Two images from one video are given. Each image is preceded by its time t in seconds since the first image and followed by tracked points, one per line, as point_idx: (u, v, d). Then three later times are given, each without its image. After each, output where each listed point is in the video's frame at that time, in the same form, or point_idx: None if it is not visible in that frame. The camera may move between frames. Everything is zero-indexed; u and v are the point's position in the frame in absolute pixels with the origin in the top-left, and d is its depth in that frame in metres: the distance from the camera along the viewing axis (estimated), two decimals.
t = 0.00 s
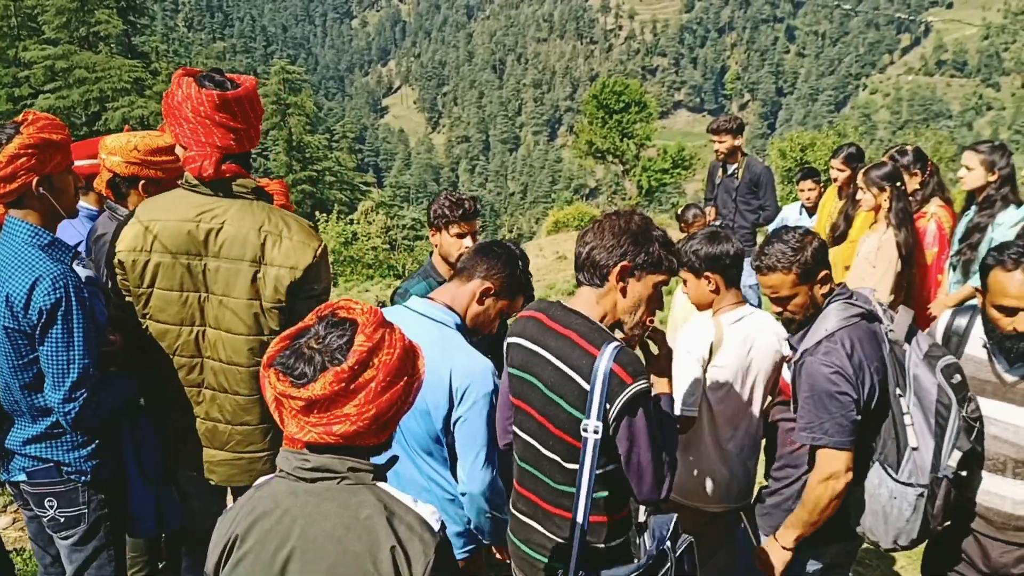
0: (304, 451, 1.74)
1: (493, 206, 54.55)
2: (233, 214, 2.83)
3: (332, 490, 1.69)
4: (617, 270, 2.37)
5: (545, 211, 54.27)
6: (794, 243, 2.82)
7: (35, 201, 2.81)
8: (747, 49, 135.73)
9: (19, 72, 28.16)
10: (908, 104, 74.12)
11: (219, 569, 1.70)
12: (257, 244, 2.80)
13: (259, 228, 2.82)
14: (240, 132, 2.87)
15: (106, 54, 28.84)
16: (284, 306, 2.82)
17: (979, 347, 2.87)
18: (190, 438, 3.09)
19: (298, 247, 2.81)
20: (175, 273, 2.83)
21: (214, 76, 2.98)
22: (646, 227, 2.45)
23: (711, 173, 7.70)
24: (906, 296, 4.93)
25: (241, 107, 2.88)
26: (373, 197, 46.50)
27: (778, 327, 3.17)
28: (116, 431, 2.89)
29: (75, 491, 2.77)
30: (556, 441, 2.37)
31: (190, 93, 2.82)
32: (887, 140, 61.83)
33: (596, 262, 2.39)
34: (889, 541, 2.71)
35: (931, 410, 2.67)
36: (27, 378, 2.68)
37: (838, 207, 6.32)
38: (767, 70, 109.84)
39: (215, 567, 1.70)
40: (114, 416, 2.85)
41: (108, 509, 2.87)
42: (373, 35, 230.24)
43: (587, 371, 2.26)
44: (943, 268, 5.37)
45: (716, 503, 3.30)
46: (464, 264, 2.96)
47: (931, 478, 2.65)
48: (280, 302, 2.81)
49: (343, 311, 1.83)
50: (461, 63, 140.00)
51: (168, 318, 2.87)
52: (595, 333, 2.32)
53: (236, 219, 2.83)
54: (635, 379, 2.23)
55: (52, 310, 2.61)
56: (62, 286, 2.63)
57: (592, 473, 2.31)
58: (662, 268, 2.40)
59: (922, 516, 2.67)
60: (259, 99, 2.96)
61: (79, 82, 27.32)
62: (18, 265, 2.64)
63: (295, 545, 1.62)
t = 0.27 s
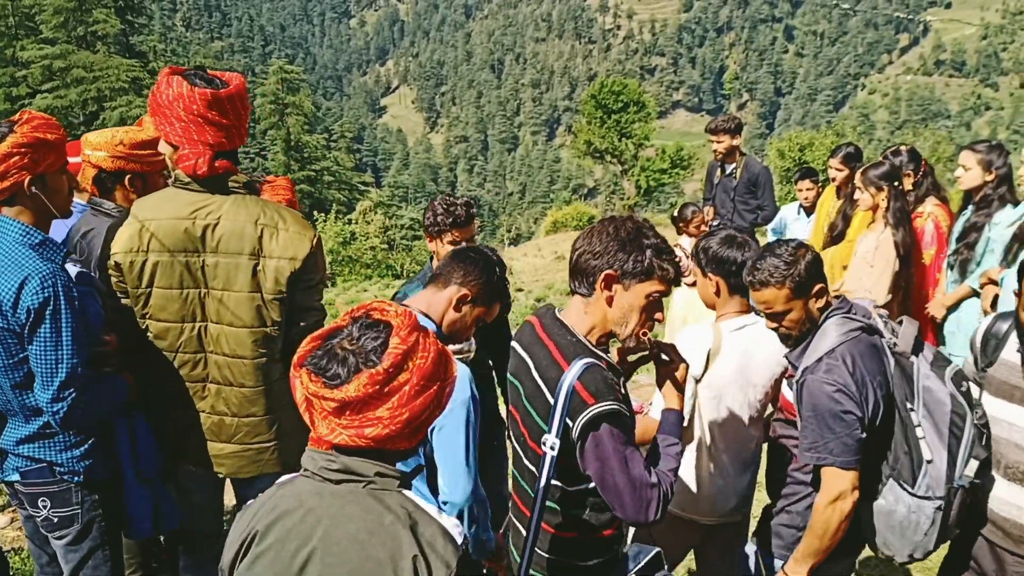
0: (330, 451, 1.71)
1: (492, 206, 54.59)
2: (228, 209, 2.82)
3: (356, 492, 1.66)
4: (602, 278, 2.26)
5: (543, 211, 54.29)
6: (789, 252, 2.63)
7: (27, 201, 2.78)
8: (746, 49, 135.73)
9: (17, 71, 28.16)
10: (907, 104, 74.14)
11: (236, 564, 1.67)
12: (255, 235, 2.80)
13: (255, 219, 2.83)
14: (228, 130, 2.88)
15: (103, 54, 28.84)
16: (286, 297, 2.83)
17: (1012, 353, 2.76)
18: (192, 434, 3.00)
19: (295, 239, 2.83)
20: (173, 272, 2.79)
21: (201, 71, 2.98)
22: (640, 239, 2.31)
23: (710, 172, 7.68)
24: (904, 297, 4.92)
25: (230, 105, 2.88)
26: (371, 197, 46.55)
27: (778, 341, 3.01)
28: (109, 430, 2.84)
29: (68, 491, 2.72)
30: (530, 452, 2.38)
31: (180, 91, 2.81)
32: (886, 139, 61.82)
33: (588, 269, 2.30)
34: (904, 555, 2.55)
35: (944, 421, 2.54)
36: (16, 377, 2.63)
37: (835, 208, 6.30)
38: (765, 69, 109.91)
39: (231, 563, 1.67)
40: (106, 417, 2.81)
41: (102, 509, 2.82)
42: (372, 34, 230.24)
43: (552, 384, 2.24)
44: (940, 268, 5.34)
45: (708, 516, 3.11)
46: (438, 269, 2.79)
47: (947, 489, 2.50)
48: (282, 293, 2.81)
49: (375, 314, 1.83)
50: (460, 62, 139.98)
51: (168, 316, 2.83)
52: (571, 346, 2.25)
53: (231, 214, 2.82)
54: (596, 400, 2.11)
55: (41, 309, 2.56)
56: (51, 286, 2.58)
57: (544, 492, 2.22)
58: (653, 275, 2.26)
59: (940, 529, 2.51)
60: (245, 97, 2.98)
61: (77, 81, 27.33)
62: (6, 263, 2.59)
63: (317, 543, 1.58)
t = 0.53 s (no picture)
0: (341, 446, 1.70)
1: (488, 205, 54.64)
2: (221, 204, 2.84)
3: (365, 490, 1.64)
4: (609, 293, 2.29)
5: (540, 210, 54.34)
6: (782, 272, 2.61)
7: (12, 206, 2.78)
8: (742, 48, 135.91)
9: (14, 70, 28.16)
10: (903, 104, 74.28)
11: (240, 558, 1.67)
12: (248, 227, 2.83)
13: (249, 212, 2.86)
14: (214, 127, 2.88)
15: (100, 52, 28.84)
16: (283, 289, 2.86)
17: None
18: (191, 433, 2.98)
19: (289, 229, 2.86)
20: (171, 269, 2.80)
21: (186, 69, 2.99)
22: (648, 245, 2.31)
23: (706, 171, 7.69)
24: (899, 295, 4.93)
25: (216, 102, 2.89)
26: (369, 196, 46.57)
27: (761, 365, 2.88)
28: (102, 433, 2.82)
29: (63, 492, 2.70)
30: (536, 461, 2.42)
31: (168, 90, 2.81)
32: (882, 139, 61.95)
33: (594, 279, 2.33)
34: None
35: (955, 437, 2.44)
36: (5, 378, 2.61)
37: (832, 205, 6.32)
38: (761, 69, 110.10)
39: (236, 556, 1.67)
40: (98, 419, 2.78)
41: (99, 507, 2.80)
42: (369, 33, 230.24)
43: (553, 396, 2.27)
44: (934, 266, 5.38)
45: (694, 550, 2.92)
46: (416, 269, 2.68)
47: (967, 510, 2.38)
48: (279, 285, 2.85)
49: (389, 312, 1.83)
50: (456, 62, 140.04)
51: (168, 312, 2.83)
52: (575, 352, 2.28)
53: (225, 208, 2.85)
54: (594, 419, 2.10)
55: (24, 313, 2.54)
56: (34, 289, 2.57)
57: (545, 494, 2.25)
58: (665, 286, 2.24)
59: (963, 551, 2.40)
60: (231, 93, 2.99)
61: (73, 79, 27.25)
62: None
63: (325, 540, 1.56)
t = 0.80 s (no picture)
0: (318, 443, 1.70)
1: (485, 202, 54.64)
2: (218, 201, 2.85)
3: (346, 487, 1.65)
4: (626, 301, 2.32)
5: (537, 207, 54.36)
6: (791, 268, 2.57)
7: (7, 209, 2.79)
8: (739, 45, 135.89)
9: (9, 67, 28.11)
10: (899, 101, 74.31)
11: (218, 559, 1.65)
12: (246, 222, 2.85)
13: (247, 207, 2.88)
14: (206, 125, 2.87)
15: (95, 49, 28.78)
16: (282, 285, 2.88)
17: None
18: (191, 433, 2.95)
19: (287, 223, 2.89)
20: (170, 269, 2.78)
21: (178, 65, 2.96)
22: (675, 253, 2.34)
23: (703, 169, 7.68)
24: (896, 292, 4.94)
25: (211, 102, 2.88)
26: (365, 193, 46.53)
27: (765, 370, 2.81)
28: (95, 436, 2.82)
29: (59, 494, 2.75)
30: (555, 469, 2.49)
31: (160, 88, 2.78)
32: (878, 136, 62.01)
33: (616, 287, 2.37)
34: None
35: (964, 451, 2.38)
36: None
37: (828, 203, 6.32)
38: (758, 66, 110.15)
39: (214, 557, 1.66)
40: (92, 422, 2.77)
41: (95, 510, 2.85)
42: (366, 30, 230.01)
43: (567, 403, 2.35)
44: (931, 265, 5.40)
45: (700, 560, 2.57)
46: (412, 266, 2.65)
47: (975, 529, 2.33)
48: (279, 279, 2.86)
49: (361, 305, 1.84)
50: (453, 59, 139.91)
51: (169, 312, 2.80)
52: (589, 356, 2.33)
53: (221, 205, 2.86)
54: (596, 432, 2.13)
55: (14, 319, 2.54)
56: (26, 294, 2.57)
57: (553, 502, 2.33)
58: (685, 298, 2.24)
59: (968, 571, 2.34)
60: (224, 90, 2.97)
61: (69, 77, 27.15)
62: None
63: (305, 537, 1.58)
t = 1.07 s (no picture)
0: (261, 440, 1.69)
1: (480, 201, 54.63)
2: (218, 201, 2.85)
3: (288, 481, 1.64)
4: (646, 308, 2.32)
5: (532, 206, 54.35)
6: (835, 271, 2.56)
7: (8, 215, 2.81)
8: (734, 44, 135.98)
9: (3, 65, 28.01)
10: (894, 101, 74.42)
11: (167, 559, 1.64)
12: (245, 222, 2.85)
13: (248, 206, 2.88)
14: (204, 126, 2.84)
15: (90, 47, 28.73)
16: (285, 286, 2.86)
17: None
18: (190, 436, 2.95)
19: (287, 222, 2.88)
20: (170, 270, 2.77)
21: (180, 64, 2.92)
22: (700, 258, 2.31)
23: (698, 168, 7.69)
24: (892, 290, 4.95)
25: (210, 103, 2.85)
26: (361, 192, 46.46)
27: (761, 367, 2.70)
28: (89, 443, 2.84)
29: (54, 500, 2.77)
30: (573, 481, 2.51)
31: (159, 88, 2.74)
32: (872, 136, 62.09)
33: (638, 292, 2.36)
34: None
35: (988, 480, 2.29)
36: None
37: (823, 202, 6.33)
38: (754, 65, 110.22)
39: (162, 558, 1.64)
40: (85, 428, 2.78)
41: (92, 515, 2.87)
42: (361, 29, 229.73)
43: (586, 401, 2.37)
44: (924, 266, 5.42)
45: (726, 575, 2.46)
46: (429, 274, 2.57)
47: (988, 564, 2.27)
48: (281, 279, 2.85)
49: (297, 300, 1.80)
50: (448, 58, 139.83)
51: (171, 314, 2.79)
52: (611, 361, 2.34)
53: (221, 204, 2.86)
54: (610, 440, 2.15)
55: (7, 325, 2.55)
56: (19, 301, 2.57)
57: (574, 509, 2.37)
58: (712, 306, 2.21)
59: None
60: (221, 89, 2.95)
61: (63, 75, 27.04)
62: None
63: (249, 533, 1.57)
